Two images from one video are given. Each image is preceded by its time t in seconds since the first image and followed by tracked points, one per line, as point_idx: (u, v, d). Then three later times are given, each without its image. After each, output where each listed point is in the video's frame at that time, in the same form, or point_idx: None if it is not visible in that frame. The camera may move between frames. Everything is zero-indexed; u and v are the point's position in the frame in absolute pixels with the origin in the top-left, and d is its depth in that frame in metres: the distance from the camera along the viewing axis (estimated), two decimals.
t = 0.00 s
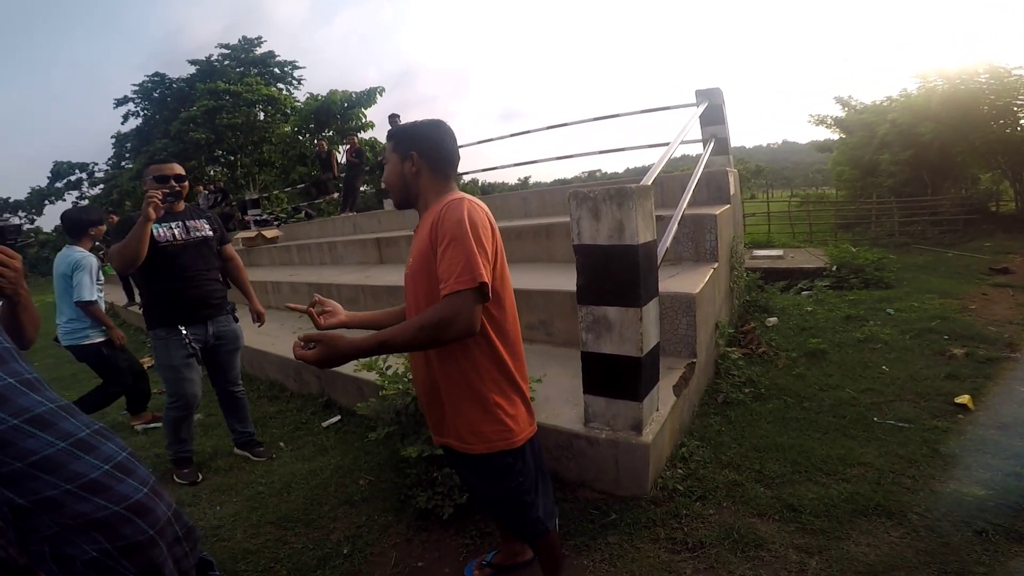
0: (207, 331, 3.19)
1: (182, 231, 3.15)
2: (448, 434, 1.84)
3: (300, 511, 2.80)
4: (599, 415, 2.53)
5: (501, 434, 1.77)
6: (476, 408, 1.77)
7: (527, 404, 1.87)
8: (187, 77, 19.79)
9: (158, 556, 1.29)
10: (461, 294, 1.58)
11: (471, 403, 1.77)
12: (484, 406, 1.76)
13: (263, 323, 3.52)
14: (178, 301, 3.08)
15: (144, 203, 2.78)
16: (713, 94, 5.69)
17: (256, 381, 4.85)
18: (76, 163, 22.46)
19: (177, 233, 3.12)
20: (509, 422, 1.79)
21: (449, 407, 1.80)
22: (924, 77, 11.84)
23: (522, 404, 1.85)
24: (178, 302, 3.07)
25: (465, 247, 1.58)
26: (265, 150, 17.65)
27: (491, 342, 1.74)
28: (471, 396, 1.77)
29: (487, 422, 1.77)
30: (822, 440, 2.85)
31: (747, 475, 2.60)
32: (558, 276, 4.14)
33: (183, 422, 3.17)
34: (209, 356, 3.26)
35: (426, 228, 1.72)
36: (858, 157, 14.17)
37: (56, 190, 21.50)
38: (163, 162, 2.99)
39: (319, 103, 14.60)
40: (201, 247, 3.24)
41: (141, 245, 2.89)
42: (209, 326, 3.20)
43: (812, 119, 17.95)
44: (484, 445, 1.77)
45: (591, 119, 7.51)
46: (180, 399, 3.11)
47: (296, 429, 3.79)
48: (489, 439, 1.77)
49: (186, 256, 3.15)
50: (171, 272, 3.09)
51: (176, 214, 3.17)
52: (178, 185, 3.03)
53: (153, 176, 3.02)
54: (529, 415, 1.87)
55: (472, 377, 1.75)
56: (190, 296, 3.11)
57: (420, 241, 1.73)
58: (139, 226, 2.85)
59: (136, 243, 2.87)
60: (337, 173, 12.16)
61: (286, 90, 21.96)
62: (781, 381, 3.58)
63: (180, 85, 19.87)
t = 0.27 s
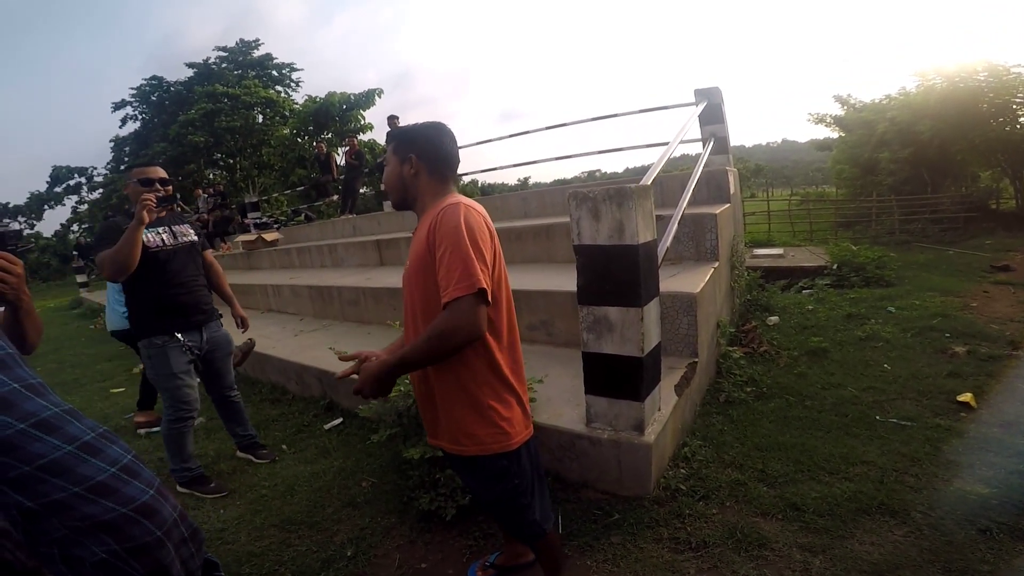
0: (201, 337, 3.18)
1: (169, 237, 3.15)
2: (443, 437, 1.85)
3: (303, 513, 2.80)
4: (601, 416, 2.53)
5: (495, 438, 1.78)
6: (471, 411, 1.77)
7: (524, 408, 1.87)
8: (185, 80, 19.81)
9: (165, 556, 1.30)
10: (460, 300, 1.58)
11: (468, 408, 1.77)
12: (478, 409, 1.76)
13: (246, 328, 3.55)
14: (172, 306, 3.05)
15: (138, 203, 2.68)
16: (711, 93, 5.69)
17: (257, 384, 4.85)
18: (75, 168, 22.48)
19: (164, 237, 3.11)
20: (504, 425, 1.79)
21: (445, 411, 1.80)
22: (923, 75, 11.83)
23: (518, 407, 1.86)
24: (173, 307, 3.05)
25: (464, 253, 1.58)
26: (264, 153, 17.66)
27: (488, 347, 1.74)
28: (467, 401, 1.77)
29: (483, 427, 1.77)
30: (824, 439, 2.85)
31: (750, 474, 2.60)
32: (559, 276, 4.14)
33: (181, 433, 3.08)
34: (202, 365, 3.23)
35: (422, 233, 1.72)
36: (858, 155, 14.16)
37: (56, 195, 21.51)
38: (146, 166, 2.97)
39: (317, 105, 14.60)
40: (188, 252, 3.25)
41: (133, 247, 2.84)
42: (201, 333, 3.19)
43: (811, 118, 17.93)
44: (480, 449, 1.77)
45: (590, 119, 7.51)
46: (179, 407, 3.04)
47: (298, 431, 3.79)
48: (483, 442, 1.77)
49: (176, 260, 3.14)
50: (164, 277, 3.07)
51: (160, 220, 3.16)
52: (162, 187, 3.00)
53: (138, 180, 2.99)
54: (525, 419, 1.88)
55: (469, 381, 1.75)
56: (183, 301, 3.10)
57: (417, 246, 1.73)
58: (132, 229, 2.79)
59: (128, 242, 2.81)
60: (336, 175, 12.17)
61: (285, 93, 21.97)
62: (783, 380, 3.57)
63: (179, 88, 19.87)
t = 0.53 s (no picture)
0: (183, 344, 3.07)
1: (145, 240, 2.99)
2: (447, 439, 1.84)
3: (306, 514, 2.81)
4: (603, 416, 2.53)
5: (501, 437, 1.78)
6: (477, 412, 1.76)
7: (527, 407, 1.89)
8: (187, 82, 19.85)
9: (181, 553, 1.30)
10: (477, 298, 1.58)
11: (475, 407, 1.77)
12: (484, 409, 1.76)
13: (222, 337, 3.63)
14: (150, 311, 2.92)
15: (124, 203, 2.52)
16: (712, 93, 5.68)
17: (259, 385, 4.86)
18: (78, 170, 22.57)
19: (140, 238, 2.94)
20: (509, 424, 1.79)
21: (450, 412, 1.79)
22: (924, 74, 11.80)
23: (521, 406, 1.87)
24: (154, 313, 2.93)
25: (480, 251, 1.59)
26: (265, 154, 17.69)
27: (495, 347, 1.74)
28: (475, 400, 1.77)
29: (491, 426, 1.77)
30: (827, 439, 2.85)
31: (752, 475, 2.59)
32: (560, 277, 4.14)
33: (169, 438, 3.03)
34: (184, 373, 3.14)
35: (427, 234, 1.71)
36: (859, 155, 14.13)
37: (58, 197, 21.59)
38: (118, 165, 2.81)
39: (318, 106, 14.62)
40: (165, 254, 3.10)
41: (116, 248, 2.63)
42: (183, 339, 3.07)
43: (812, 117, 17.89)
44: (487, 449, 1.77)
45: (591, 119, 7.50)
46: (161, 413, 2.98)
47: (301, 432, 3.80)
48: (489, 441, 1.77)
49: (154, 263, 2.98)
50: (145, 281, 2.91)
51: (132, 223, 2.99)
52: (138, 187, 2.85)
53: (109, 180, 2.81)
54: (528, 418, 1.90)
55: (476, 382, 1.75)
56: (163, 305, 2.97)
57: (421, 247, 1.72)
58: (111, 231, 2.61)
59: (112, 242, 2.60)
60: (337, 176, 12.18)
61: (286, 94, 22.01)
62: (785, 380, 3.57)
63: (180, 90, 19.93)
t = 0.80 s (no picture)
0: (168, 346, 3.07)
1: (127, 241, 2.93)
2: (453, 436, 1.84)
3: (307, 512, 2.82)
4: (605, 416, 2.54)
5: (509, 433, 1.79)
6: (485, 408, 1.77)
7: (532, 404, 1.91)
8: (192, 81, 19.92)
9: (186, 546, 1.30)
10: (490, 293, 1.59)
11: (483, 403, 1.77)
12: (492, 406, 1.77)
13: (199, 336, 3.54)
14: (135, 313, 2.89)
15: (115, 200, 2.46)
16: (716, 94, 5.68)
17: (262, 383, 4.87)
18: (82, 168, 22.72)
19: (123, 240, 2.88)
20: (516, 420, 1.80)
21: (458, 409, 1.79)
22: (929, 76, 11.77)
23: (527, 403, 1.88)
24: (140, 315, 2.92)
25: (492, 248, 1.61)
26: (270, 153, 17.75)
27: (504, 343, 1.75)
28: (482, 397, 1.77)
29: (498, 422, 1.78)
30: (828, 441, 2.85)
31: (753, 476, 2.59)
32: (563, 277, 4.15)
33: (162, 442, 3.01)
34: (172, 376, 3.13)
35: (436, 231, 1.71)
36: (864, 157, 14.10)
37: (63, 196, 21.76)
38: (98, 165, 2.79)
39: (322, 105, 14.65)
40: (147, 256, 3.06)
41: (105, 248, 2.54)
42: (169, 341, 3.09)
43: (817, 119, 17.85)
44: (494, 445, 1.78)
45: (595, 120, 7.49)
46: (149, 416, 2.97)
47: (303, 431, 3.81)
48: (497, 437, 1.77)
49: (138, 265, 2.95)
50: (131, 284, 2.89)
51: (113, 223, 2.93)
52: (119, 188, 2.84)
53: (89, 179, 2.76)
54: (533, 414, 1.91)
55: (485, 378, 1.75)
56: (148, 307, 2.95)
57: (429, 245, 1.72)
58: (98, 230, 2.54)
59: (103, 242, 2.51)
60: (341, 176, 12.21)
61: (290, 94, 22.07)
62: (787, 382, 3.57)
63: (185, 89, 20.00)
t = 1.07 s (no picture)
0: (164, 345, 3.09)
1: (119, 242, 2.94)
2: (458, 436, 1.84)
3: (310, 510, 2.83)
4: (607, 417, 2.54)
5: (514, 432, 1.80)
6: (490, 407, 1.77)
7: (535, 403, 1.92)
8: (198, 81, 20.02)
9: (186, 544, 1.31)
10: (497, 293, 1.60)
11: (488, 402, 1.78)
12: (498, 405, 1.77)
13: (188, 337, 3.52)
14: (129, 313, 2.90)
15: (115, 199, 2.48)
16: (721, 95, 5.67)
17: (266, 382, 4.89)
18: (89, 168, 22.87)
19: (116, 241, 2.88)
20: (521, 419, 1.81)
21: (463, 408, 1.79)
22: (935, 77, 11.72)
23: (530, 402, 1.89)
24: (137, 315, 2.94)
25: (498, 248, 1.62)
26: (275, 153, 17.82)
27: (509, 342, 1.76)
28: (488, 396, 1.78)
29: (503, 421, 1.78)
30: (831, 443, 2.84)
31: (755, 478, 2.59)
32: (566, 278, 4.15)
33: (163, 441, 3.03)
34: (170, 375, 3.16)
35: (441, 232, 1.71)
36: (869, 159, 14.04)
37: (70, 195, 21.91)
38: (90, 165, 2.82)
39: (328, 105, 14.69)
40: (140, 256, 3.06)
41: (101, 248, 2.53)
42: (166, 341, 3.12)
43: (823, 120, 17.78)
44: (500, 443, 1.78)
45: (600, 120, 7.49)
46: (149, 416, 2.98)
47: (307, 429, 3.83)
48: (503, 436, 1.78)
49: (130, 265, 2.95)
50: (126, 284, 2.90)
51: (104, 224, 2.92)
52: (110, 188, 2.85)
53: (79, 180, 2.77)
54: (536, 412, 1.92)
55: (490, 377, 1.76)
56: (142, 307, 2.97)
57: (435, 244, 1.72)
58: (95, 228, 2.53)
59: (100, 242, 2.50)
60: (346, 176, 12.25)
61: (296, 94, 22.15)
62: (791, 384, 3.56)
63: (191, 88, 20.09)
